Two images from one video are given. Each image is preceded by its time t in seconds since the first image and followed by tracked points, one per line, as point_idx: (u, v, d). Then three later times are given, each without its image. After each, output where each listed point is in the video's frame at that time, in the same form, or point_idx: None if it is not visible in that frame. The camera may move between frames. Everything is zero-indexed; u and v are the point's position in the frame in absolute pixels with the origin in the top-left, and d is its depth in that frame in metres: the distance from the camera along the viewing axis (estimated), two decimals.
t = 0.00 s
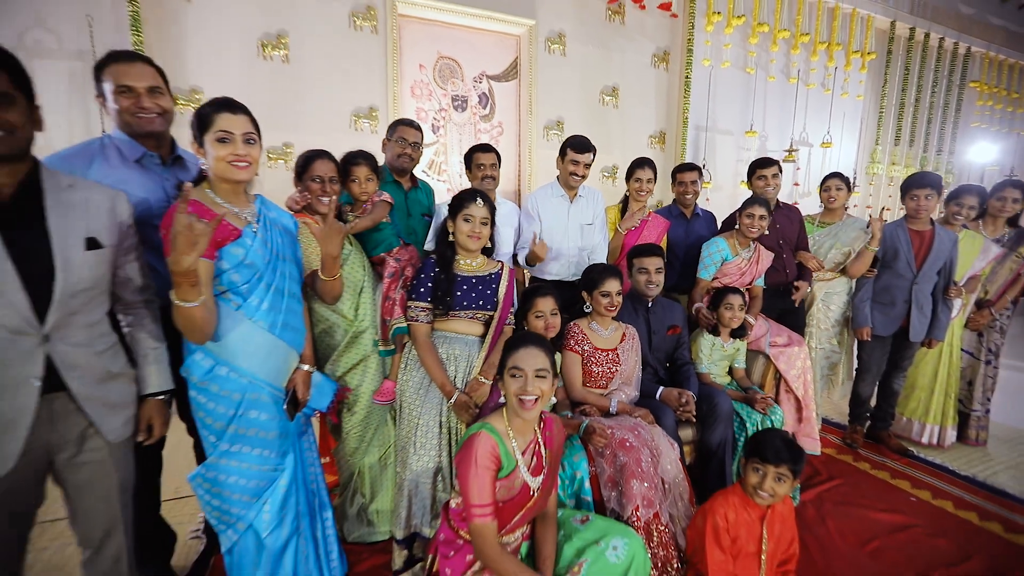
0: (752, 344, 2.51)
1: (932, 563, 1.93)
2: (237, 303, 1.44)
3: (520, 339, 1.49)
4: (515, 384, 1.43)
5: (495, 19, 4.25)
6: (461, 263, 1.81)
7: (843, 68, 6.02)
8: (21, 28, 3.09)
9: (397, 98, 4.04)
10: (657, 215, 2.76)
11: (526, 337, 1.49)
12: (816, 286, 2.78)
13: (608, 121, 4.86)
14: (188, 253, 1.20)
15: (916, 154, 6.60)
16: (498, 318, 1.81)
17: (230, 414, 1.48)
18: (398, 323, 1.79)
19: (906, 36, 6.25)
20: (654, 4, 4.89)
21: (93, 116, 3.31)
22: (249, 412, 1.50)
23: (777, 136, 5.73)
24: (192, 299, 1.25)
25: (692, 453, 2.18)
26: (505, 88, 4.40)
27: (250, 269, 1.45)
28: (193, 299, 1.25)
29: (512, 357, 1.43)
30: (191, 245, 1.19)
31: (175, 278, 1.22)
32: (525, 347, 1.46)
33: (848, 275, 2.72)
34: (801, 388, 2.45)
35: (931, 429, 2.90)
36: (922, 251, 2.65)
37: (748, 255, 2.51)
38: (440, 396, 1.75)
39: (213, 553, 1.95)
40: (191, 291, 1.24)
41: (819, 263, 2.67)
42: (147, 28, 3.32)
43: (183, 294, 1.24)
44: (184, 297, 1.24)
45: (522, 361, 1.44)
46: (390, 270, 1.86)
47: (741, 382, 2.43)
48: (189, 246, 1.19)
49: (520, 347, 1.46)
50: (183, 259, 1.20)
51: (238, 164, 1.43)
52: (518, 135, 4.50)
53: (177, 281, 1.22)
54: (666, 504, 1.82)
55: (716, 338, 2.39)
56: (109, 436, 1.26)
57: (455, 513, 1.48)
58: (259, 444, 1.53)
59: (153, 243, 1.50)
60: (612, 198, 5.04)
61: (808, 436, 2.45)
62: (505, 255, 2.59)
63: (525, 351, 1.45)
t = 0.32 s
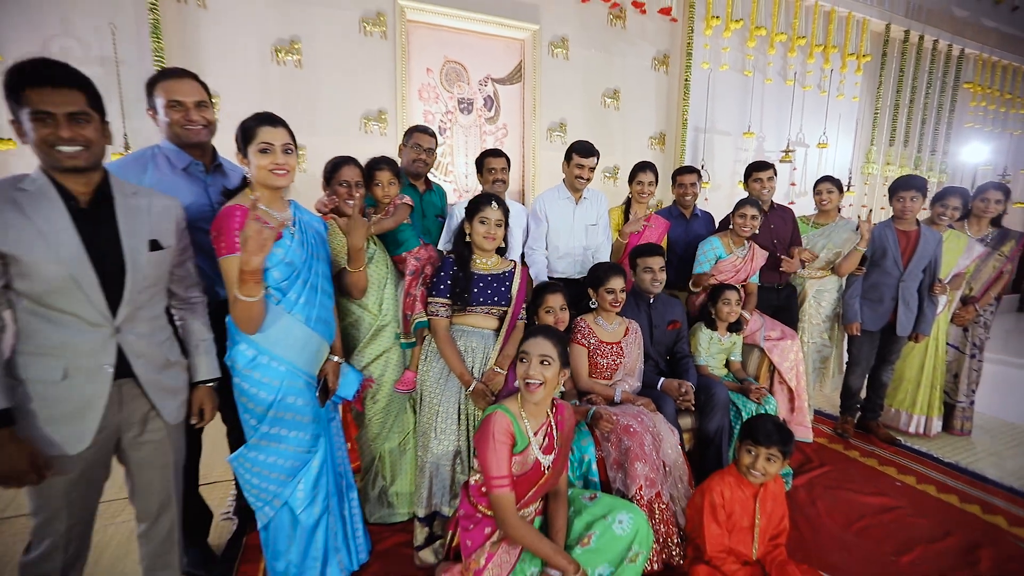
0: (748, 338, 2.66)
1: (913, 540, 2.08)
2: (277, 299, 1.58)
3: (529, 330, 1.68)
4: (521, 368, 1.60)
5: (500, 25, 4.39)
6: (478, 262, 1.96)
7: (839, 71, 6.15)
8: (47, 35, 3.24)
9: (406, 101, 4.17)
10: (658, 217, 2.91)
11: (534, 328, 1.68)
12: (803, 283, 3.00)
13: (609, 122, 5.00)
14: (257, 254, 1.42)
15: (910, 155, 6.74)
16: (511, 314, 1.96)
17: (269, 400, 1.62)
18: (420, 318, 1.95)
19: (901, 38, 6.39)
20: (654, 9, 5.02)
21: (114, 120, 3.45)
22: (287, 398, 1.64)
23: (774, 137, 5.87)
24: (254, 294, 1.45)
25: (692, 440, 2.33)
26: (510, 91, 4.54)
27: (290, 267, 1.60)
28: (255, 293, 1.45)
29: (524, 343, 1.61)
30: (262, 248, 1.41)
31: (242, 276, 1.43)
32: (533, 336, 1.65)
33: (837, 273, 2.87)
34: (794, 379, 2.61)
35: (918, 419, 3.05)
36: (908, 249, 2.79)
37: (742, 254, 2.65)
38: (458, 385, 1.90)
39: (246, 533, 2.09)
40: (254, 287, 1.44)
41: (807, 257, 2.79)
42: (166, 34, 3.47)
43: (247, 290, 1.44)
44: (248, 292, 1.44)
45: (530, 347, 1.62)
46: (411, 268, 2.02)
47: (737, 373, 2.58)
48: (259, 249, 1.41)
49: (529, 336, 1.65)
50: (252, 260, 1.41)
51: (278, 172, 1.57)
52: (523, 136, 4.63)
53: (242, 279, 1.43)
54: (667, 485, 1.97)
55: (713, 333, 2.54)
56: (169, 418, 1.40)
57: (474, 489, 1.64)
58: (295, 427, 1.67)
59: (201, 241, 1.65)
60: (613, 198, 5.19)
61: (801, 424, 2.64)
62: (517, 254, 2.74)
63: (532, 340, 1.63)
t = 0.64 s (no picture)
0: (743, 335, 2.81)
1: (897, 523, 2.22)
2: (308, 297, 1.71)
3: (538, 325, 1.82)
4: (529, 359, 1.74)
5: (503, 31, 4.52)
6: (491, 263, 2.10)
7: (833, 74, 6.30)
8: (67, 43, 3.35)
9: (412, 105, 4.30)
10: (658, 219, 3.05)
11: (543, 323, 1.81)
12: (794, 282, 3.18)
13: (610, 125, 5.14)
14: (314, 258, 1.51)
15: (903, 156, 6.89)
16: (521, 312, 2.11)
17: (301, 391, 1.76)
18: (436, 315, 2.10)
19: (894, 42, 6.53)
20: (653, 15, 5.16)
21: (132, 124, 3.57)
22: (317, 389, 1.78)
23: (770, 139, 6.01)
24: (304, 293, 1.59)
25: (690, 431, 2.47)
26: (513, 95, 4.67)
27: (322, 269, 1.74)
28: (305, 292, 1.58)
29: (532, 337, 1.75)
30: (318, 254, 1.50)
31: (298, 277, 1.55)
32: (541, 330, 1.79)
33: (827, 273, 3.04)
34: (786, 373, 2.77)
35: (905, 412, 3.20)
36: (895, 249, 2.93)
37: (736, 254, 2.80)
38: (473, 378, 2.06)
39: (271, 517, 2.23)
40: (306, 287, 1.57)
41: (800, 254, 2.89)
42: (182, 41, 3.59)
43: (299, 289, 1.57)
44: (301, 292, 1.58)
45: (540, 340, 1.75)
46: (427, 268, 2.16)
47: (733, 367, 2.72)
48: (317, 253, 1.50)
49: (538, 330, 1.79)
50: (310, 264, 1.53)
51: (309, 181, 1.70)
52: (525, 139, 4.76)
53: (298, 279, 1.55)
54: (667, 471, 2.11)
55: (710, 330, 2.68)
56: (214, 407, 1.55)
57: (489, 472, 1.78)
58: (324, 416, 1.81)
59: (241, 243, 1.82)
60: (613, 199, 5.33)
61: (793, 416, 2.77)
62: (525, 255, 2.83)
63: (541, 333, 1.77)
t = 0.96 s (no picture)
0: (732, 332, 2.99)
1: (873, 505, 2.40)
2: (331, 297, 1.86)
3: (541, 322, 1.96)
4: (535, 353, 1.89)
5: (500, 39, 4.67)
6: (498, 265, 2.26)
7: (818, 81, 6.51)
8: (79, 51, 3.45)
9: (413, 111, 4.43)
10: (651, 222, 3.20)
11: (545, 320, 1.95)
12: (778, 282, 3.33)
13: (604, 130, 5.30)
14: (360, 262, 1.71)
15: (885, 160, 7.13)
16: (526, 310, 2.28)
17: (323, 384, 1.90)
18: (447, 314, 2.24)
19: (876, 49, 6.76)
20: (646, 23, 5.34)
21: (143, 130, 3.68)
22: (339, 382, 1.92)
23: (757, 142, 6.21)
24: (342, 292, 1.75)
25: (682, 422, 2.63)
26: (510, 100, 4.81)
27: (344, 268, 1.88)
28: (343, 292, 1.75)
29: (537, 332, 1.89)
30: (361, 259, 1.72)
31: (341, 278, 1.72)
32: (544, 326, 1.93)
33: (809, 273, 3.21)
34: (773, 367, 2.94)
35: (884, 403, 3.39)
36: (872, 251, 3.12)
37: (724, 255, 2.96)
38: (481, 372, 2.22)
39: (289, 505, 2.36)
40: (344, 287, 1.74)
41: (786, 258, 3.13)
42: (191, 49, 3.70)
43: (338, 289, 1.74)
44: (339, 292, 1.74)
45: (544, 336, 1.90)
46: (438, 269, 2.28)
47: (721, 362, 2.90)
48: (363, 258, 1.72)
49: (542, 326, 1.94)
50: (352, 269, 1.71)
51: (332, 189, 1.84)
52: (522, 142, 4.91)
53: (340, 280, 1.72)
54: (661, 457, 2.27)
55: (700, 327, 2.85)
56: (248, 398, 1.68)
57: (498, 458, 1.95)
58: (344, 407, 1.95)
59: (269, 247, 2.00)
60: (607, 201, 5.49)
61: (779, 406, 2.97)
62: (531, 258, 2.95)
63: (545, 329, 1.92)
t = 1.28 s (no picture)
0: (719, 329, 3.14)
1: (851, 490, 2.56)
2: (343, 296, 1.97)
3: (542, 320, 2.07)
4: (538, 350, 2.00)
5: (494, 44, 4.78)
6: (498, 265, 2.38)
7: (802, 85, 6.71)
8: (81, 55, 3.51)
9: (409, 115, 4.53)
10: (641, 224, 3.38)
11: (546, 318, 2.06)
12: (762, 280, 3.55)
13: (595, 133, 5.44)
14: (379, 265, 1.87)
15: (866, 162, 7.35)
16: (525, 308, 2.40)
17: (335, 378, 2.00)
18: (449, 313, 2.36)
19: (858, 55, 6.97)
20: (635, 30, 5.48)
21: (144, 133, 3.74)
22: (349, 376, 2.03)
23: (743, 145, 6.39)
24: (359, 291, 1.89)
25: (673, 414, 2.77)
26: (504, 104, 4.93)
27: (353, 268, 2.01)
28: (361, 291, 1.89)
29: (538, 330, 2.00)
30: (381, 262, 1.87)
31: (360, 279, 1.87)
32: (545, 324, 2.03)
33: (791, 272, 3.42)
34: (757, 362, 3.10)
35: (862, 396, 3.57)
36: (850, 251, 3.28)
37: (710, 256, 3.12)
38: (483, 367, 2.34)
39: (298, 497, 2.45)
40: (362, 286, 1.88)
41: (767, 258, 3.24)
42: (191, 54, 3.76)
43: (357, 288, 1.88)
44: (358, 291, 1.88)
45: (545, 333, 2.01)
46: (441, 270, 2.39)
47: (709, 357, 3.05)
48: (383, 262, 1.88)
49: (543, 324, 2.04)
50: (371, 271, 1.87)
51: (343, 195, 1.95)
52: (516, 145, 5.03)
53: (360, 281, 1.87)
54: (653, 446, 2.41)
55: (689, 324, 3.00)
56: (267, 393, 1.78)
57: (500, 448, 2.07)
58: (354, 400, 2.05)
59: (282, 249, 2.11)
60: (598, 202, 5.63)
61: (766, 399, 3.13)
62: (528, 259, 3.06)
63: (546, 327, 2.02)
